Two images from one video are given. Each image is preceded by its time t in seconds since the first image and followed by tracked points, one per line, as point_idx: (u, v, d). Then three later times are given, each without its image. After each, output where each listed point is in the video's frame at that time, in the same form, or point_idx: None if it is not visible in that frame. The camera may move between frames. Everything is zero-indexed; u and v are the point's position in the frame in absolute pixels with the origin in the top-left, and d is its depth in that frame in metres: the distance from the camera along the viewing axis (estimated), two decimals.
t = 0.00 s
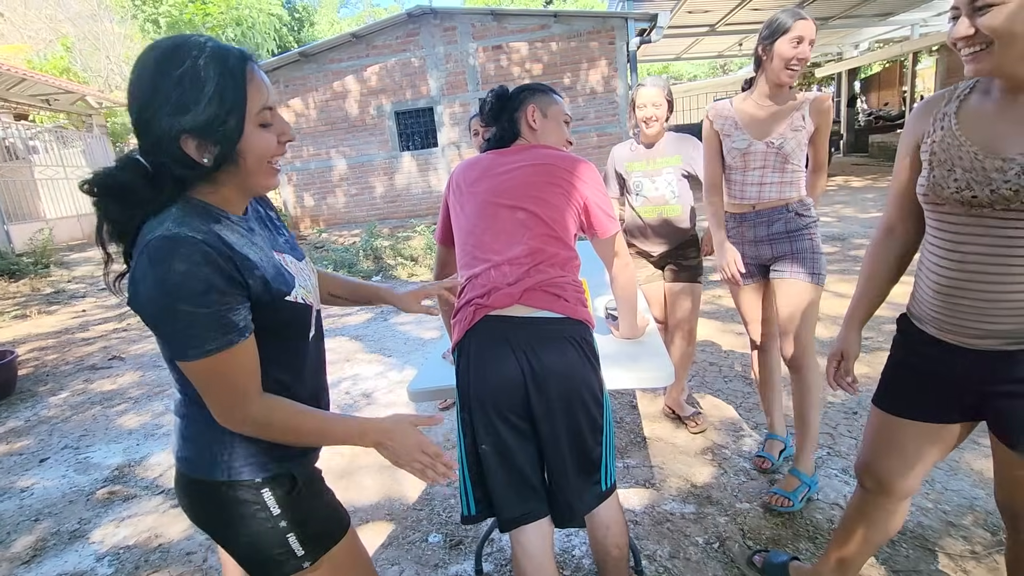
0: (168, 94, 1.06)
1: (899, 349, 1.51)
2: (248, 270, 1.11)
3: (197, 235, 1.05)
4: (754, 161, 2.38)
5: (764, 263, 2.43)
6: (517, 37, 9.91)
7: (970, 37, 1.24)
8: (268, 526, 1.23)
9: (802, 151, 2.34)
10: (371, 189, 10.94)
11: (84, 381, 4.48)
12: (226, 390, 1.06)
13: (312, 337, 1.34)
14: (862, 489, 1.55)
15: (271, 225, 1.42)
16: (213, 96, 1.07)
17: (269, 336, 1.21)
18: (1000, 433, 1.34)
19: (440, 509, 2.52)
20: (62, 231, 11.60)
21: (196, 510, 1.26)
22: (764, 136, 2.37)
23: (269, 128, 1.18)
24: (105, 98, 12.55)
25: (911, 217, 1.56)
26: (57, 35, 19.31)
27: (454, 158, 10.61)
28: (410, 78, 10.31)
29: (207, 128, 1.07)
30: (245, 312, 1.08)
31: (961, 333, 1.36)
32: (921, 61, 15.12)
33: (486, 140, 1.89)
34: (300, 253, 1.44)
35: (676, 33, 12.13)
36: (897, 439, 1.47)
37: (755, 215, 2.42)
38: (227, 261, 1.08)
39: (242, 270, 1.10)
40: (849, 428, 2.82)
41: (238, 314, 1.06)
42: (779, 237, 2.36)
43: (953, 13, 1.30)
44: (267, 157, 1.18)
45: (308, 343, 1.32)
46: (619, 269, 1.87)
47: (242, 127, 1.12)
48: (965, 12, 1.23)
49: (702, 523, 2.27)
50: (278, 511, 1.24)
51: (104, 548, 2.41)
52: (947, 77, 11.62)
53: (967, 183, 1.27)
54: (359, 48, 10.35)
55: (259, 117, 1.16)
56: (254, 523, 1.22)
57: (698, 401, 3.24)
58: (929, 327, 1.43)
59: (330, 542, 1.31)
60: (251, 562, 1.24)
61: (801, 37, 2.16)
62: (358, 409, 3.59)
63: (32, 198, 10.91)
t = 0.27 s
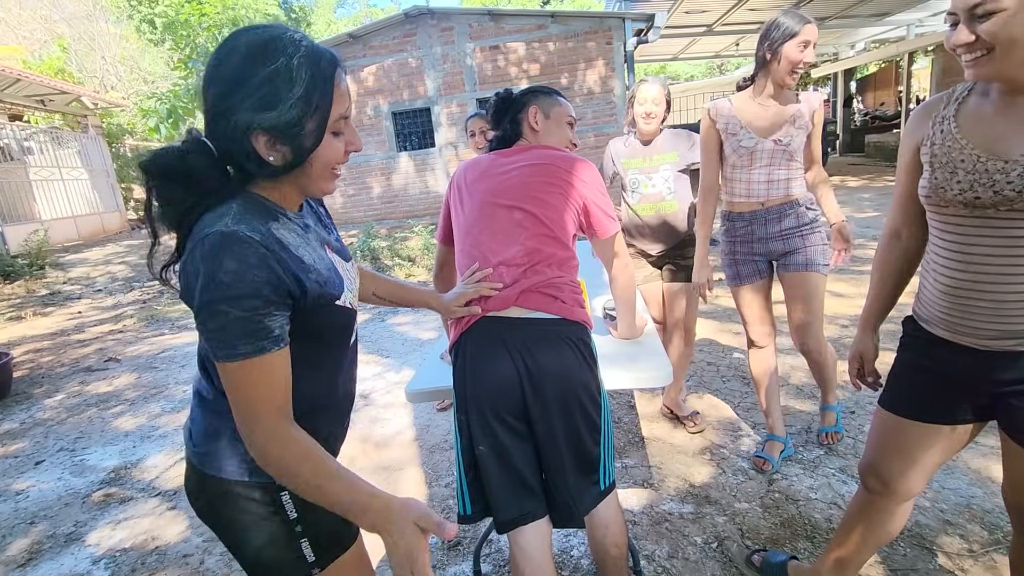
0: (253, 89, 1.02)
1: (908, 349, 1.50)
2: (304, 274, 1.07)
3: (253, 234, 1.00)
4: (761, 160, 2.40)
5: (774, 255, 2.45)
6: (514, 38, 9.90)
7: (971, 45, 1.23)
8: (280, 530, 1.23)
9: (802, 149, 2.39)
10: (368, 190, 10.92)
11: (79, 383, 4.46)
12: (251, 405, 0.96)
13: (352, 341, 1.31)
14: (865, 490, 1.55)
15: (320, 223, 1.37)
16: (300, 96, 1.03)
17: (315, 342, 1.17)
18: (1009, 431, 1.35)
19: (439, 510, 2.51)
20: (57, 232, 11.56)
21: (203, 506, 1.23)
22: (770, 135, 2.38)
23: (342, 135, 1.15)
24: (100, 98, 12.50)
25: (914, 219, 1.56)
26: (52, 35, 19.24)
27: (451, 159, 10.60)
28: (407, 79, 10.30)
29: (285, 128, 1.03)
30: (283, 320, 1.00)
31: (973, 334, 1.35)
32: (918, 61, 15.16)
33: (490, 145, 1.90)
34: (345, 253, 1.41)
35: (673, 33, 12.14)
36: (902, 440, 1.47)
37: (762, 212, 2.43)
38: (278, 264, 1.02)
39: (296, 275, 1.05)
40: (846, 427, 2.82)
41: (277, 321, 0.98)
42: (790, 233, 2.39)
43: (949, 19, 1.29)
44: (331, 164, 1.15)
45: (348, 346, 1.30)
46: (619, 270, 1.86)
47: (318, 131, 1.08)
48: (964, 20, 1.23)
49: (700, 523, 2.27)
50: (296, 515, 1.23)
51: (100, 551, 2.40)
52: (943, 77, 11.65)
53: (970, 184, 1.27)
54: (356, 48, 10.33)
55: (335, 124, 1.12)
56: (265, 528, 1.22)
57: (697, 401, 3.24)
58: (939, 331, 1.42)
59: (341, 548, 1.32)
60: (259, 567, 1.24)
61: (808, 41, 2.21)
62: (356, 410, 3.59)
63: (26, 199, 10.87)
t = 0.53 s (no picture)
0: (243, 80, 1.02)
1: (900, 349, 1.50)
2: (306, 270, 1.08)
3: (255, 224, 1.02)
4: (767, 161, 2.41)
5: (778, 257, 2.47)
6: (511, 38, 9.89)
7: (967, 46, 1.23)
8: (282, 529, 1.23)
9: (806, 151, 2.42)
10: (364, 191, 10.91)
11: (73, 386, 4.43)
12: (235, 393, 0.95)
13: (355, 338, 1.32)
14: (859, 489, 1.55)
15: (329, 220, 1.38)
16: (290, 84, 1.03)
17: (317, 337, 1.17)
18: (1000, 430, 1.35)
19: (435, 512, 2.51)
20: (51, 234, 11.51)
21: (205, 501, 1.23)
22: (777, 137, 2.40)
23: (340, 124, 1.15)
24: (95, 99, 12.44)
25: (901, 219, 1.55)
26: (47, 36, 19.14)
27: (447, 159, 10.60)
28: (403, 79, 10.29)
29: (276, 115, 1.03)
30: (275, 307, 0.98)
31: (964, 333, 1.36)
32: (912, 62, 15.22)
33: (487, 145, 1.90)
34: (352, 249, 1.41)
35: (669, 34, 12.16)
36: (894, 439, 1.47)
37: (768, 213, 2.45)
38: (279, 254, 1.03)
39: (297, 266, 1.06)
40: (841, 427, 2.83)
41: (268, 307, 0.96)
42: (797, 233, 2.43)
43: (944, 20, 1.29)
44: (332, 155, 1.15)
45: (352, 344, 1.31)
46: (616, 270, 1.86)
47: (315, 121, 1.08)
48: (959, 21, 1.23)
49: (696, 523, 2.27)
50: (298, 513, 1.25)
51: (94, 555, 2.38)
52: (937, 78, 11.71)
53: (958, 183, 1.28)
54: (352, 49, 10.31)
55: (332, 112, 1.11)
56: (267, 527, 1.22)
57: (693, 402, 3.25)
58: (931, 330, 1.42)
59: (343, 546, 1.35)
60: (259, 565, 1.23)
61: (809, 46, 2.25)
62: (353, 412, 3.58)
63: (20, 201, 10.81)
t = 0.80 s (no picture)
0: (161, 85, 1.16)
1: (890, 347, 1.50)
2: (254, 266, 1.09)
3: (200, 224, 1.03)
4: (767, 162, 2.44)
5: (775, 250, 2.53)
6: (508, 39, 9.90)
7: (958, 47, 1.23)
8: (265, 524, 1.22)
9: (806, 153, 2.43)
10: (361, 192, 10.89)
11: (68, 388, 4.41)
12: (196, 388, 1.01)
13: (327, 337, 1.30)
14: (853, 489, 1.55)
15: (308, 216, 1.39)
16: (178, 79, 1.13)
17: (278, 336, 1.17)
18: (989, 431, 1.35)
19: (431, 514, 2.50)
20: (47, 235, 11.46)
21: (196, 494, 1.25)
22: (779, 139, 2.41)
23: (249, 107, 1.17)
24: (91, 100, 12.40)
25: (893, 219, 1.55)
26: (42, 36, 19.09)
27: (444, 160, 10.59)
28: (400, 80, 10.28)
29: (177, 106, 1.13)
30: (226, 311, 1.02)
31: (948, 332, 1.36)
32: (907, 64, 15.29)
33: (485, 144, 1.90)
34: (336, 253, 1.41)
35: (666, 35, 12.18)
36: (887, 439, 1.47)
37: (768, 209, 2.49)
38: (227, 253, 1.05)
39: (246, 265, 1.07)
40: (838, 428, 2.83)
41: (216, 313, 1.00)
42: (791, 226, 2.49)
43: (936, 21, 1.29)
44: (245, 139, 1.16)
45: (326, 343, 1.30)
46: (613, 270, 1.86)
47: (205, 104, 1.14)
48: (951, 22, 1.23)
49: (693, 525, 2.26)
50: (277, 507, 1.23)
51: (87, 558, 2.37)
52: (933, 79, 11.74)
53: (943, 183, 1.28)
54: (349, 50, 10.30)
55: (229, 97, 1.16)
56: (251, 521, 1.22)
57: (690, 403, 3.24)
58: (918, 329, 1.43)
59: (330, 543, 1.33)
60: (246, 559, 1.24)
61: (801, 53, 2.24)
62: (349, 414, 3.57)
63: (15, 202, 10.76)
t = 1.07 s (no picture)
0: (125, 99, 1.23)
1: (890, 348, 1.50)
2: (207, 263, 1.12)
3: (151, 226, 1.08)
4: (770, 161, 2.43)
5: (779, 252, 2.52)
6: (507, 41, 9.90)
7: (956, 47, 1.23)
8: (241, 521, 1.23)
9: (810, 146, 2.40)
10: (360, 193, 10.88)
11: (65, 389, 4.40)
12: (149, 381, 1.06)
13: (294, 333, 1.31)
14: (852, 491, 1.54)
15: (283, 216, 1.42)
16: (135, 92, 1.18)
17: (238, 331, 1.19)
18: (988, 433, 1.34)
19: (429, 516, 2.49)
20: (45, 235, 11.44)
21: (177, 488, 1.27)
22: (780, 139, 2.41)
23: (201, 114, 1.21)
24: (89, 100, 12.39)
25: (894, 222, 1.55)
26: (42, 37, 19.10)
27: (443, 161, 10.59)
28: (399, 81, 10.29)
29: (139, 118, 1.19)
30: (172, 307, 1.06)
31: (945, 335, 1.36)
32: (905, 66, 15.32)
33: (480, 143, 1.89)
34: (309, 254, 1.44)
35: (664, 37, 12.20)
36: (887, 441, 1.46)
37: (772, 212, 2.48)
38: (176, 253, 1.08)
39: (198, 263, 1.11)
40: (837, 430, 2.82)
41: (161, 309, 1.04)
42: (795, 228, 2.48)
43: (934, 20, 1.29)
44: (202, 145, 1.20)
45: (294, 339, 1.32)
46: (610, 272, 1.86)
47: (160, 114, 1.19)
48: (949, 21, 1.22)
49: (692, 527, 2.26)
50: (250, 507, 1.23)
51: (84, 560, 2.36)
52: (931, 81, 11.77)
53: (938, 187, 1.29)
54: (348, 51, 10.29)
55: (182, 105, 1.19)
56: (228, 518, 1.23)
57: (689, 405, 3.24)
58: (915, 331, 1.43)
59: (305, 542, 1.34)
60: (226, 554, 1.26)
61: (788, 52, 2.30)
62: (347, 415, 3.56)
63: (13, 202, 10.75)
